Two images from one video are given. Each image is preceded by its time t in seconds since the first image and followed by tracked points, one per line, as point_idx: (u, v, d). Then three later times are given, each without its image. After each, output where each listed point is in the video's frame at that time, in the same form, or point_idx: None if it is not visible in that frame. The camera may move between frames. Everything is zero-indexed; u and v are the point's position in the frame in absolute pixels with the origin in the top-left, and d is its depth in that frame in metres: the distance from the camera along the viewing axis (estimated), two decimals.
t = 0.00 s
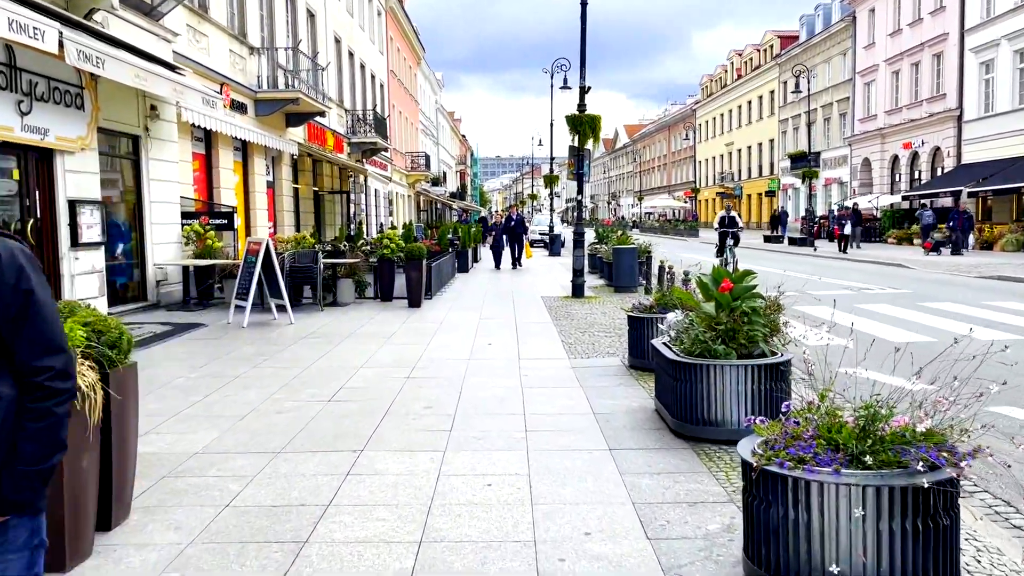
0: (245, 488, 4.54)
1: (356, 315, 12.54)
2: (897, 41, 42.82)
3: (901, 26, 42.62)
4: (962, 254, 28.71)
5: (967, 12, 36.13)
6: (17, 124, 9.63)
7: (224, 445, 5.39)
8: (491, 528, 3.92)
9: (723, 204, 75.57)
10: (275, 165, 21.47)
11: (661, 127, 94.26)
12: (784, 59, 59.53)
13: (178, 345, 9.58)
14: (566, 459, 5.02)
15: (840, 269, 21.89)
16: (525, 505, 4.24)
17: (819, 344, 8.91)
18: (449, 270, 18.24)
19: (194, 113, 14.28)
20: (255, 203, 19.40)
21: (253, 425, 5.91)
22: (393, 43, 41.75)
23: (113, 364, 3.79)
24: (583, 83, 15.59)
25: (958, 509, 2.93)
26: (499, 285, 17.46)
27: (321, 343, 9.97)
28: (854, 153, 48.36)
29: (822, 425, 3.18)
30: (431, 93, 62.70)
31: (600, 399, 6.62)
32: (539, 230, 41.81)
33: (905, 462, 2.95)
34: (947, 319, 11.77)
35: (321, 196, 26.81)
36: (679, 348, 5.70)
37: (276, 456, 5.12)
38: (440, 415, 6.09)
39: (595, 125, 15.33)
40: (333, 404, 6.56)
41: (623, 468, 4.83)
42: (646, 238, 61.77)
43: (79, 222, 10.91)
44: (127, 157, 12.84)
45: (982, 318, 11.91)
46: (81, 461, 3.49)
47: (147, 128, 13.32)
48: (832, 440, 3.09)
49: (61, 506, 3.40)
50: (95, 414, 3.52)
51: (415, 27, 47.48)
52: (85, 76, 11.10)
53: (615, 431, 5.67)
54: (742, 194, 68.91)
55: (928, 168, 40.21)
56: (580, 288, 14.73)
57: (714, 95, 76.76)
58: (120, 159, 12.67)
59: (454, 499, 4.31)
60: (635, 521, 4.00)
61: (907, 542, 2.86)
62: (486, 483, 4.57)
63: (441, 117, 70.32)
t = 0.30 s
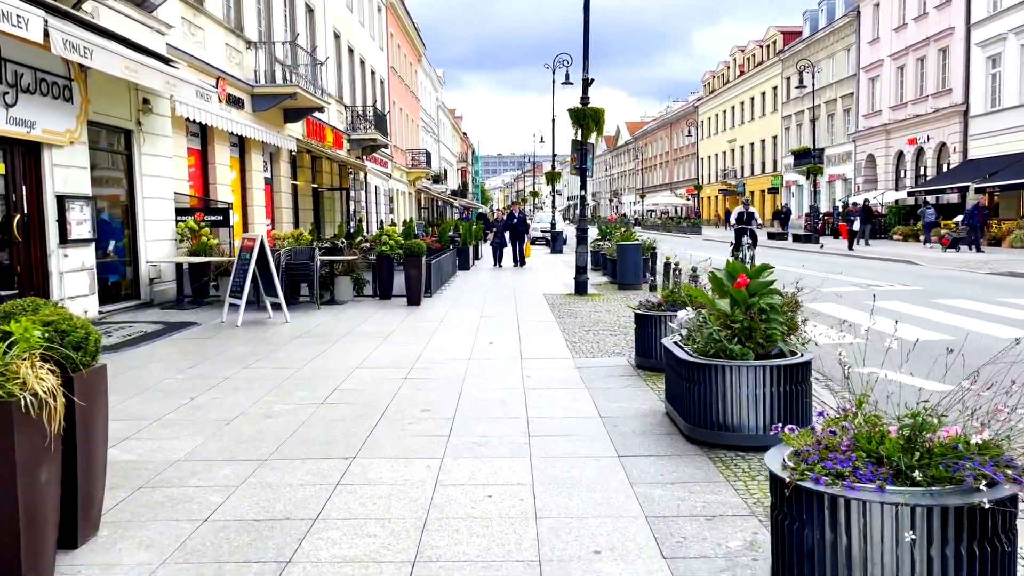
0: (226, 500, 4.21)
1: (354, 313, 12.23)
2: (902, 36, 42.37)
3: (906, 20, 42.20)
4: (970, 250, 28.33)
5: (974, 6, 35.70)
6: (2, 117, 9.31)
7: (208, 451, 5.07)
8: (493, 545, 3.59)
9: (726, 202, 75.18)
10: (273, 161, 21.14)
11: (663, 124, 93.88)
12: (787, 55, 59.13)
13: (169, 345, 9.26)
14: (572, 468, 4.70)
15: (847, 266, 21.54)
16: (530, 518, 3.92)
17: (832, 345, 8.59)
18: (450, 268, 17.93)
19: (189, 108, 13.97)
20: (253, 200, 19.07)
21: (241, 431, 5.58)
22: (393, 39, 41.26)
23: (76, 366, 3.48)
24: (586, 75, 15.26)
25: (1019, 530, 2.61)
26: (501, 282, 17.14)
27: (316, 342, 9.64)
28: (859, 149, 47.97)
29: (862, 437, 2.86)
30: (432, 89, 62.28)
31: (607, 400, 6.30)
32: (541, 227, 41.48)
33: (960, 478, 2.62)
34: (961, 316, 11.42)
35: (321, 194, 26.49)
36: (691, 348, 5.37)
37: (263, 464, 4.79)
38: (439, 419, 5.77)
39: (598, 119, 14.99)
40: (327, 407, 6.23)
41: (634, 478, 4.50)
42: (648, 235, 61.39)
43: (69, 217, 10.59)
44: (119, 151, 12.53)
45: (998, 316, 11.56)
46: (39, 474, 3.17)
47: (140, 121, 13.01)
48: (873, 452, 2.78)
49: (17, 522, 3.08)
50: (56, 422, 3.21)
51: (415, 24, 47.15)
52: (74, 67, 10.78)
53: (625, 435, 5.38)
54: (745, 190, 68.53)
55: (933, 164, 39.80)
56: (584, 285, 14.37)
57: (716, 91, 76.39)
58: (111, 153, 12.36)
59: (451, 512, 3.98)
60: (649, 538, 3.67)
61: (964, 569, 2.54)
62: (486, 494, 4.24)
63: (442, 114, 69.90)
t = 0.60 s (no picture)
0: (205, 525, 3.88)
1: (352, 315, 11.91)
2: (907, 32, 41.97)
3: (911, 17, 41.81)
4: (976, 248, 28.00)
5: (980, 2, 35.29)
6: None
7: (191, 468, 4.74)
8: None
9: (727, 199, 74.85)
10: (271, 159, 20.82)
11: (664, 121, 93.56)
12: (790, 52, 58.76)
13: (159, 349, 8.94)
14: (580, 488, 4.36)
15: (853, 265, 21.23)
16: (536, 546, 3.60)
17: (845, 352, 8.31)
18: (450, 267, 17.64)
19: (182, 103, 13.66)
20: (249, 198, 18.75)
21: (228, 444, 5.25)
22: (393, 36, 41.09)
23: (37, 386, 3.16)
24: (590, 71, 14.93)
25: None
26: (501, 283, 16.84)
27: (310, 345, 9.32)
28: (862, 146, 47.62)
29: (915, 471, 2.54)
30: (432, 86, 61.91)
31: (616, 411, 5.98)
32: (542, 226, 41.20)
33: None
34: (975, 318, 11.09)
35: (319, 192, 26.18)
36: (707, 357, 5.04)
37: (248, 483, 4.46)
38: (439, 432, 5.45)
39: (602, 115, 14.66)
40: (320, 418, 5.91)
41: (647, 500, 4.17)
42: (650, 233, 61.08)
43: (56, 216, 10.25)
44: (110, 148, 12.21)
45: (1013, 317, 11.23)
46: None
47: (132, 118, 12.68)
48: (930, 488, 2.46)
49: None
50: (10, 447, 2.88)
51: (416, 20, 46.85)
52: (62, 61, 10.46)
53: (637, 450, 5.06)
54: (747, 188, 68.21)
55: (938, 162, 39.43)
56: (587, 286, 14.06)
57: (718, 89, 76.05)
58: (102, 150, 12.04)
59: (451, 541, 3.65)
60: (668, 572, 3.34)
61: None
62: (488, 519, 3.91)
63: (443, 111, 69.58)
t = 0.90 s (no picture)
0: (186, 548, 3.52)
1: (350, 314, 11.56)
2: (909, 28, 41.62)
3: (913, 13, 41.44)
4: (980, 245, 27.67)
5: None
6: None
7: (173, 481, 4.39)
8: None
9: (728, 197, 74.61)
10: (268, 155, 20.46)
11: (664, 118, 93.24)
12: (790, 49, 58.44)
13: (148, 350, 8.59)
14: (595, 503, 4.01)
15: (859, 262, 20.92)
16: (551, 569, 3.27)
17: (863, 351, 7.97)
18: (450, 265, 17.33)
19: (176, 97, 13.33)
20: (245, 195, 18.39)
21: (215, 453, 4.90)
22: (393, 32, 41.17)
23: None
24: (592, 63, 14.57)
25: None
26: (502, 281, 16.50)
27: (306, 345, 8.99)
28: (864, 143, 47.31)
29: (997, 495, 2.20)
30: (431, 84, 61.49)
31: (629, 416, 5.63)
32: (542, 224, 40.93)
33: None
34: (991, 315, 10.78)
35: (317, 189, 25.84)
36: (729, 360, 4.68)
37: (234, 498, 4.11)
38: (442, 440, 5.10)
39: (606, 109, 14.34)
40: (314, 424, 5.56)
41: (669, 516, 3.83)
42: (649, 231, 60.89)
43: (43, 212, 9.90)
44: (99, 143, 11.85)
45: None
46: None
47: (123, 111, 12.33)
48: (1015, 517, 2.13)
49: None
50: None
51: (414, 16, 46.63)
52: (48, 51, 10.11)
53: (653, 459, 4.70)
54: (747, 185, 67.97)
55: (941, 159, 39.10)
56: (591, 284, 13.72)
57: (718, 86, 75.80)
58: (92, 145, 11.69)
59: (455, 566, 3.30)
60: None
61: None
62: (496, 539, 3.57)
63: (442, 109, 69.24)
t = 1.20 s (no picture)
0: None
1: (343, 320, 11.21)
2: (908, 26, 41.31)
3: (912, 11, 41.14)
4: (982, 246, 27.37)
5: None
6: None
7: (146, 512, 4.06)
8: None
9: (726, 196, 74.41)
10: (261, 155, 20.11)
11: (662, 117, 92.90)
12: (789, 48, 58.15)
13: (133, 360, 8.26)
14: (603, 535, 3.69)
15: (861, 263, 20.64)
16: None
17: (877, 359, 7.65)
18: (447, 267, 17.02)
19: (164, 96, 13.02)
20: (238, 196, 18.04)
21: (194, 477, 4.57)
22: (390, 31, 40.84)
23: None
24: (592, 61, 14.24)
25: None
26: (500, 285, 16.18)
27: (297, 354, 8.66)
28: (863, 143, 47.06)
29: None
30: (428, 84, 61.06)
31: (637, 434, 5.29)
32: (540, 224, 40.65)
33: None
34: (1002, 320, 10.48)
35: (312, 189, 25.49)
36: (745, 378, 4.35)
37: (211, 531, 3.79)
38: (437, 462, 4.78)
39: (607, 108, 14.04)
40: (301, 443, 5.22)
41: (684, 552, 3.51)
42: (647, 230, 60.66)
43: (24, 216, 9.56)
44: (85, 144, 11.52)
45: None
46: None
47: (110, 111, 11.99)
48: None
49: None
50: None
51: (411, 15, 46.34)
52: (29, 49, 9.78)
53: (664, 484, 4.36)
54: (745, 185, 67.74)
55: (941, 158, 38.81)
56: (591, 287, 13.40)
57: (716, 85, 75.55)
58: (77, 146, 11.36)
59: None
60: None
61: None
62: None
63: (439, 109, 68.84)
